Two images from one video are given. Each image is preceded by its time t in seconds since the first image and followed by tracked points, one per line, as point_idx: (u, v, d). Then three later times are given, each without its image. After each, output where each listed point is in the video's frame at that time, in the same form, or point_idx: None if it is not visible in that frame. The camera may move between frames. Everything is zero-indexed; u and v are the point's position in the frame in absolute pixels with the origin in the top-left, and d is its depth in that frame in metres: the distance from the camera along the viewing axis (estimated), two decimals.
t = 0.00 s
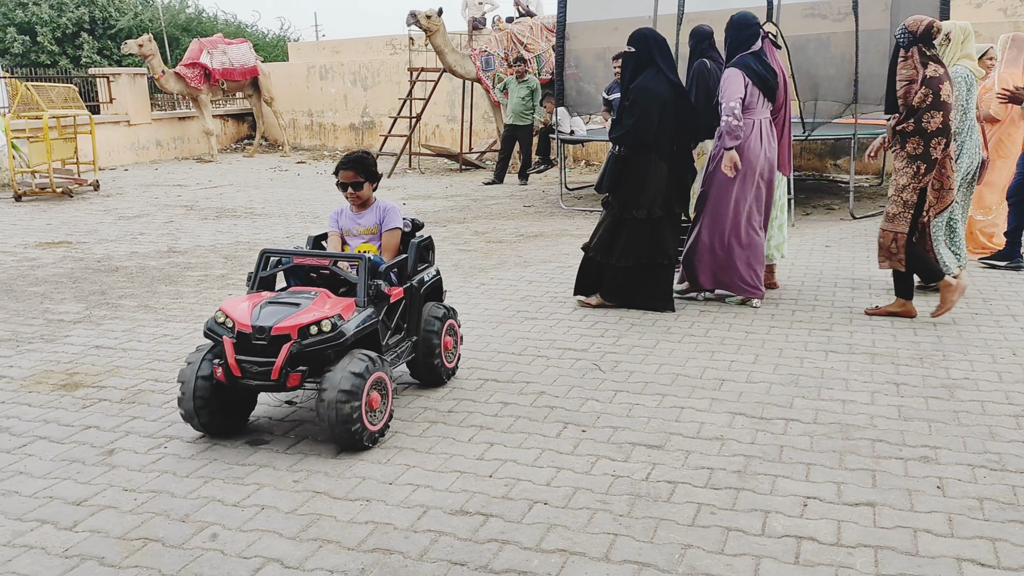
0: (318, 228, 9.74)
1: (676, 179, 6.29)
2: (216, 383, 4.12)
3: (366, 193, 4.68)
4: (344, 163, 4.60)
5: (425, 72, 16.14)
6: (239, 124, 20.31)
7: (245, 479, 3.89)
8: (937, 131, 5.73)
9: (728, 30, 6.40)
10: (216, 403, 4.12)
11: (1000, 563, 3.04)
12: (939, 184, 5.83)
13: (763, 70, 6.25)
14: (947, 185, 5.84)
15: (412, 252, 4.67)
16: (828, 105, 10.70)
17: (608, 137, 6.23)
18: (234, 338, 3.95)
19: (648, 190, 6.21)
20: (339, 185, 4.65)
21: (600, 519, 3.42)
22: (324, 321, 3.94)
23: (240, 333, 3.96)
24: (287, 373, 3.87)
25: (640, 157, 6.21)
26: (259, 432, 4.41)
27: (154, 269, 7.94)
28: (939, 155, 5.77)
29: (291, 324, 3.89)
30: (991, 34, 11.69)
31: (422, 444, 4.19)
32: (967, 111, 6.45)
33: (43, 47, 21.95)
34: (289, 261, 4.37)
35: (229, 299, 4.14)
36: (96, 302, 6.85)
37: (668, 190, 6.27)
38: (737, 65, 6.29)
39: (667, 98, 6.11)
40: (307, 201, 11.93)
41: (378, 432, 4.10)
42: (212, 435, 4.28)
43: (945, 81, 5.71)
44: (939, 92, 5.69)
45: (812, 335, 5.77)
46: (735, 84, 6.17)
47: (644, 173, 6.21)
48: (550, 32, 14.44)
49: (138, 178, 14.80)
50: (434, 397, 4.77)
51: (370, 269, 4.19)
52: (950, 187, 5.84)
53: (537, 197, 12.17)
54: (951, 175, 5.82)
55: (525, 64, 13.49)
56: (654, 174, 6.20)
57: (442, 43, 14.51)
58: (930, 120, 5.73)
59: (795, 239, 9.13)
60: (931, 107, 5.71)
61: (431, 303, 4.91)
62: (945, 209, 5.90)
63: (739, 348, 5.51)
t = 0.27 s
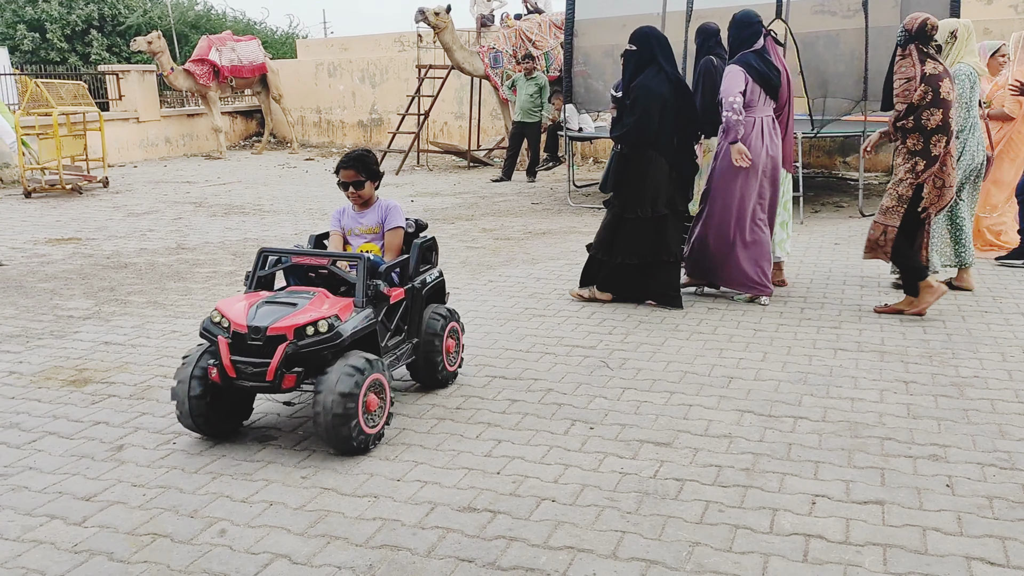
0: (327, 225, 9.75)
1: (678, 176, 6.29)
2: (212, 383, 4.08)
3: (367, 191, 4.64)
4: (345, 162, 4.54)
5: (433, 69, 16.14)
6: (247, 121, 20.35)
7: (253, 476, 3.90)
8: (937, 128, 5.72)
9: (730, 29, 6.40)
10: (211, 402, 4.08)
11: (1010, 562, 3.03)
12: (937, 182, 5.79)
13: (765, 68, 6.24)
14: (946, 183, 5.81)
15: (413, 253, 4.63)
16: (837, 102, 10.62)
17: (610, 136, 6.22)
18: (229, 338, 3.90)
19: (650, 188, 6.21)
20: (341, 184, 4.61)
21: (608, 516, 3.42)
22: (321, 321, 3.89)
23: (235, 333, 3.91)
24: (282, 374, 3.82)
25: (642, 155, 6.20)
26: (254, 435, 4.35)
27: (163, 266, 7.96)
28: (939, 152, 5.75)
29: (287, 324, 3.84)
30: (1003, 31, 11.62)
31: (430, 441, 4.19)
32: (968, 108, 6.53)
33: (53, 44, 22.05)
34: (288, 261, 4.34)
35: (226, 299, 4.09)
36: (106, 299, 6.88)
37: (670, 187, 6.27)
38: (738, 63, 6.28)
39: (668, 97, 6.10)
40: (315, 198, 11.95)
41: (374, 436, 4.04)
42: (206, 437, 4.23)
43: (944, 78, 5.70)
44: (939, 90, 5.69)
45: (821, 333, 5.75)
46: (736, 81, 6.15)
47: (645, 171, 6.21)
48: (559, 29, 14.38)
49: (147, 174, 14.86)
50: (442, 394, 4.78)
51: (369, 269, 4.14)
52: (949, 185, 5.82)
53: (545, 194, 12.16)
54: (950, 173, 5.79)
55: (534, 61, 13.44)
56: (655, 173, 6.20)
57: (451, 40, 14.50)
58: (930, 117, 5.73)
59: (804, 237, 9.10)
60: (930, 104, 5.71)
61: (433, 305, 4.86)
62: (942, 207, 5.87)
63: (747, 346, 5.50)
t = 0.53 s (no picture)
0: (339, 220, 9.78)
1: (681, 174, 6.27)
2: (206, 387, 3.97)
3: (371, 190, 4.51)
4: (348, 160, 4.40)
5: (446, 65, 16.14)
6: (261, 116, 20.42)
7: (266, 470, 3.92)
8: (936, 124, 5.69)
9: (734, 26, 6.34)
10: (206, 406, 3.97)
11: None
12: (937, 178, 5.70)
13: (767, 66, 6.21)
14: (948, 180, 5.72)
15: (415, 252, 4.50)
16: (851, 97, 10.56)
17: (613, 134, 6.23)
18: (222, 341, 3.78)
19: (652, 186, 6.20)
20: (344, 182, 4.49)
21: (620, 512, 3.42)
22: (317, 323, 3.77)
23: (229, 335, 3.79)
24: (276, 377, 3.70)
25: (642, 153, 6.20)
26: (251, 440, 4.25)
27: (177, 260, 8.01)
28: (939, 148, 5.70)
29: (282, 326, 3.72)
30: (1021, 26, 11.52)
31: (442, 436, 4.20)
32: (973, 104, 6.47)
33: (67, 40, 22.19)
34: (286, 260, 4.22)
35: (220, 301, 3.97)
36: (120, 293, 6.92)
37: (673, 184, 6.26)
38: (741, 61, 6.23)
39: (668, 95, 6.11)
40: (328, 193, 11.98)
41: (371, 441, 3.92)
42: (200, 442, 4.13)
43: (944, 75, 5.69)
44: (939, 86, 5.67)
45: (834, 330, 5.72)
46: (737, 80, 6.13)
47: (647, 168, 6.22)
48: (572, 25, 14.33)
49: (161, 170, 14.94)
50: (454, 389, 4.79)
51: (367, 270, 4.02)
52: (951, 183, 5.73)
53: (557, 189, 12.15)
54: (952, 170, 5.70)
55: (547, 57, 13.40)
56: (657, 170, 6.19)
57: (463, 36, 14.49)
58: (929, 114, 5.71)
59: (818, 233, 9.05)
60: (929, 100, 5.70)
61: (435, 304, 4.74)
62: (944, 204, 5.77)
63: (760, 342, 5.47)
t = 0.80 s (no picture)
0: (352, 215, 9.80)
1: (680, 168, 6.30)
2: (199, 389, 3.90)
3: (375, 189, 4.42)
4: (354, 157, 4.31)
5: (459, 61, 16.13)
6: (275, 112, 20.48)
7: (278, 463, 3.94)
8: (935, 122, 5.68)
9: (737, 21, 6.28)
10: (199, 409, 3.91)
11: None
12: (934, 175, 5.72)
13: (767, 63, 6.16)
14: (945, 178, 5.73)
15: (415, 251, 4.40)
16: (866, 93, 10.50)
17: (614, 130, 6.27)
18: (214, 343, 3.72)
19: (653, 180, 6.22)
20: (348, 180, 4.39)
21: (632, 508, 3.41)
22: (310, 326, 3.71)
23: (221, 337, 3.73)
24: (269, 381, 3.64)
25: (643, 148, 6.23)
26: (247, 442, 4.18)
27: (191, 255, 8.05)
28: (940, 146, 5.69)
29: (275, 329, 3.66)
30: None
31: (454, 431, 4.20)
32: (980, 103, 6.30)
33: (83, 35, 22.34)
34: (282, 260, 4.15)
35: (214, 302, 3.92)
36: (135, 288, 6.96)
37: (673, 179, 6.28)
38: (741, 60, 6.19)
39: (668, 90, 6.15)
40: (341, 188, 12.01)
41: (368, 447, 3.84)
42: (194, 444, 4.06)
43: (943, 72, 5.65)
44: (937, 84, 5.65)
45: (849, 326, 5.69)
46: (737, 80, 6.10)
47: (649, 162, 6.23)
48: (585, 20, 14.27)
49: (177, 165, 15.02)
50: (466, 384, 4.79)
51: (364, 270, 3.95)
52: (949, 180, 5.73)
53: (570, 185, 12.12)
54: (951, 168, 5.70)
55: (560, 52, 13.37)
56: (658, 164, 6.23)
57: (477, 31, 14.46)
58: (927, 112, 5.71)
59: (832, 229, 9.00)
60: (927, 98, 5.68)
61: (437, 305, 4.65)
62: (942, 202, 5.76)
63: (774, 339, 5.45)
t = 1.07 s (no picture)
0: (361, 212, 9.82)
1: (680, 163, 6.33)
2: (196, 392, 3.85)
3: (377, 187, 4.38)
4: (357, 154, 4.25)
5: (468, 58, 16.12)
6: (284, 109, 20.52)
7: (287, 459, 3.95)
8: (934, 122, 5.67)
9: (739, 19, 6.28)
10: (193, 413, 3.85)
11: None
12: (935, 175, 5.70)
13: (769, 61, 6.17)
14: (944, 177, 5.73)
15: (416, 251, 4.34)
16: (877, 90, 10.44)
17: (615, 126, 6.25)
18: (210, 344, 3.68)
19: (654, 175, 6.23)
20: (349, 178, 4.33)
21: (641, 506, 3.41)
22: (307, 328, 3.66)
23: (218, 338, 3.68)
24: (265, 384, 3.59)
25: (643, 143, 6.23)
26: (243, 445, 4.12)
27: (201, 252, 8.08)
28: (938, 146, 5.67)
29: (272, 330, 3.61)
30: None
31: (463, 427, 4.21)
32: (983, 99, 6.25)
33: (93, 32, 22.43)
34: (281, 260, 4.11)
35: (211, 303, 3.87)
36: (146, 284, 6.99)
37: (672, 175, 6.32)
38: (742, 58, 6.20)
39: (669, 85, 6.17)
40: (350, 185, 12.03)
41: (366, 451, 3.78)
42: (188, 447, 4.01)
43: (942, 72, 5.64)
44: (936, 83, 5.64)
45: (859, 324, 5.66)
46: (737, 78, 6.11)
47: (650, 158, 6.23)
48: (594, 17, 14.24)
49: (187, 162, 15.06)
50: (475, 381, 4.80)
51: (363, 271, 3.90)
52: (949, 179, 5.73)
53: (580, 183, 12.11)
54: (950, 167, 5.70)
55: (569, 49, 13.36)
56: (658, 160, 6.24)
57: (486, 28, 14.44)
58: (927, 111, 5.69)
59: (842, 227, 8.96)
60: (926, 98, 5.68)
61: (439, 305, 4.58)
62: (942, 201, 5.75)
63: (784, 336, 5.43)
